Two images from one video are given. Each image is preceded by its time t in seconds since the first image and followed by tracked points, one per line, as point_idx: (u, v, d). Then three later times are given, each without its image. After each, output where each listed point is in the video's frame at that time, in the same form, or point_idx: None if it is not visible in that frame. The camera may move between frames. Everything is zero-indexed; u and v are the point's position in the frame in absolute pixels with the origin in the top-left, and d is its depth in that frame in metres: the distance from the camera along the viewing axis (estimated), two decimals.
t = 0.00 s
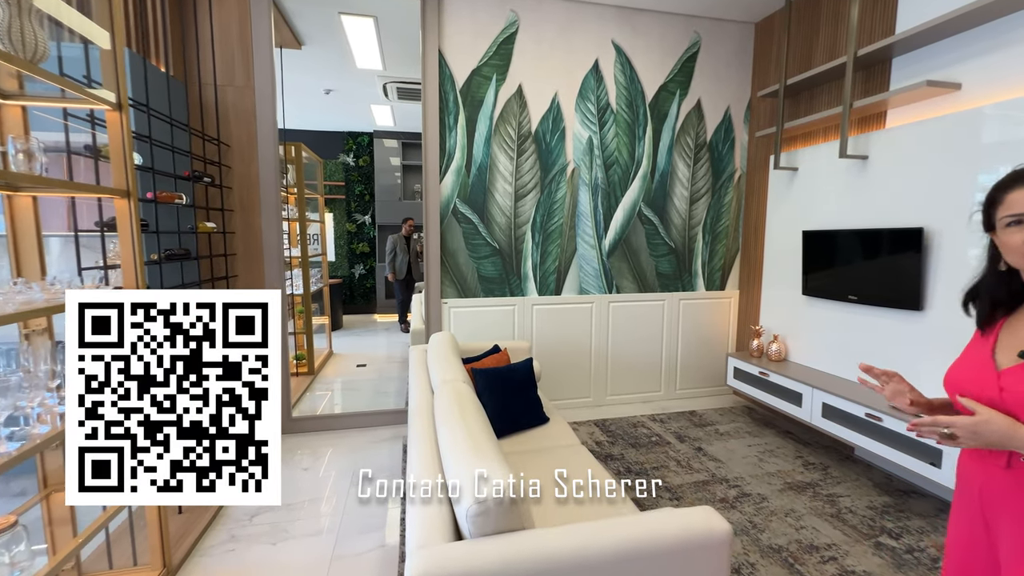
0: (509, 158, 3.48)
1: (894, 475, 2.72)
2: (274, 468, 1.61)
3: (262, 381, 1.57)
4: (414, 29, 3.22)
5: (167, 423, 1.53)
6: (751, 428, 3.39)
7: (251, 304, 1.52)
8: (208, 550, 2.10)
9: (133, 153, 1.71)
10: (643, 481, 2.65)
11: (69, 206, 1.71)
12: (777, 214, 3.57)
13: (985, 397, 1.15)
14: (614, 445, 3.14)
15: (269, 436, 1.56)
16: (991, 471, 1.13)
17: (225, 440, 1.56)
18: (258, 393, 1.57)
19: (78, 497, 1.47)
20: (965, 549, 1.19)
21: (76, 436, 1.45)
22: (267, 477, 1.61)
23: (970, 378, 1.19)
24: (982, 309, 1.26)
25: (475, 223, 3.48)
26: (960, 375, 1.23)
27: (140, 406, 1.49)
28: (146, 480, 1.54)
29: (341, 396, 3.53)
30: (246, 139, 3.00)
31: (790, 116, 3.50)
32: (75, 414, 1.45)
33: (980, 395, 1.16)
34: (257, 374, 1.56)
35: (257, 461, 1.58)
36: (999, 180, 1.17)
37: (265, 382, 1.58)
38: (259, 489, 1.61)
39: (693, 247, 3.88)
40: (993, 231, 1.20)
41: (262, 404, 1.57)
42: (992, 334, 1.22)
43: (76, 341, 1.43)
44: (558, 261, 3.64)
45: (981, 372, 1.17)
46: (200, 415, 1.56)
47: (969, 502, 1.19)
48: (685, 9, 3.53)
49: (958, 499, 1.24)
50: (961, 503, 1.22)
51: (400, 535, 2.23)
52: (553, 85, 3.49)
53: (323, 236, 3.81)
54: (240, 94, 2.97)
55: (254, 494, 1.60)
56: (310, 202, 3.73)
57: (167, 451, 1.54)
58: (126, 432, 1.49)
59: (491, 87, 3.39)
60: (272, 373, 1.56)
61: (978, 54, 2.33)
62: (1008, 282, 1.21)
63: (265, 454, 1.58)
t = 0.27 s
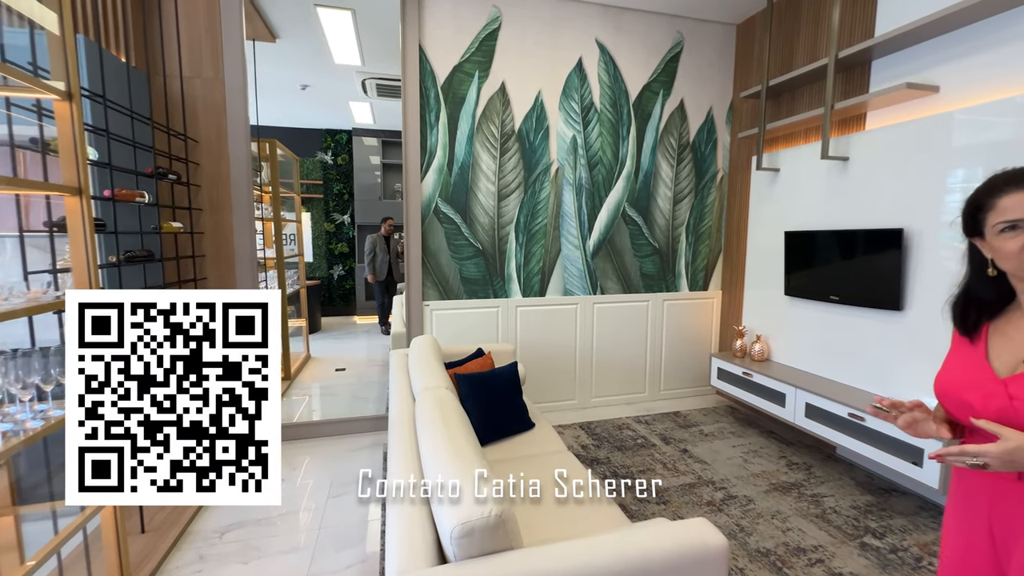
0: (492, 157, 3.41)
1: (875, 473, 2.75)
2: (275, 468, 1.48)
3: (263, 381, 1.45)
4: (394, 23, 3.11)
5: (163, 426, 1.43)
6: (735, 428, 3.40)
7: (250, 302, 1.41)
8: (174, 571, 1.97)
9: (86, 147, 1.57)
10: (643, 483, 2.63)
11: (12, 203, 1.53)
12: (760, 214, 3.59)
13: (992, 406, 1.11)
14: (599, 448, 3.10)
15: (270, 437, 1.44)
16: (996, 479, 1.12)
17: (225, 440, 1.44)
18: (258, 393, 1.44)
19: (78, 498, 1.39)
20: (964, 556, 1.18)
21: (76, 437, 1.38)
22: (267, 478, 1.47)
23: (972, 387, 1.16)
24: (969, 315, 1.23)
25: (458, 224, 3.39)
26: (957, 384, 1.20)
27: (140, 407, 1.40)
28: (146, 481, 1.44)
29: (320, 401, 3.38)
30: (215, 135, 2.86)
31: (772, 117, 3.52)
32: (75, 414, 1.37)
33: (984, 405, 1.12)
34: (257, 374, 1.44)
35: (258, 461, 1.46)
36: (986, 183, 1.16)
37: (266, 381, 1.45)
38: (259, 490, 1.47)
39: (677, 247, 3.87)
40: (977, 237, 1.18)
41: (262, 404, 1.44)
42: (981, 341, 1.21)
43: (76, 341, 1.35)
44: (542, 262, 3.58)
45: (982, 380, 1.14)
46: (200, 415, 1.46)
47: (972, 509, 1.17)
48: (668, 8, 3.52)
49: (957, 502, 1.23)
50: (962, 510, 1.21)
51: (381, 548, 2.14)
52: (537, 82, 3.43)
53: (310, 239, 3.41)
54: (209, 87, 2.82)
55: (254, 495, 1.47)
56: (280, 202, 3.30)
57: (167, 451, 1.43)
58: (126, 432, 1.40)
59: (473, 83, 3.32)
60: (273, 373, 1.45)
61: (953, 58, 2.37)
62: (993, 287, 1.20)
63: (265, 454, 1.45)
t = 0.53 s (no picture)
0: (474, 156, 3.35)
1: (851, 469, 2.81)
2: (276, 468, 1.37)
3: (263, 381, 1.35)
4: (372, 17, 3.02)
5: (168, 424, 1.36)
6: (716, 427, 3.43)
7: (250, 301, 1.31)
8: None
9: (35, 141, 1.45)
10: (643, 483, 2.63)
11: None
12: (738, 215, 3.63)
13: (960, 410, 1.07)
14: (583, 451, 3.08)
15: (270, 438, 1.33)
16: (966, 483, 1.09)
17: (225, 440, 1.35)
18: (259, 394, 1.35)
19: (81, 497, 1.38)
20: (937, 563, 1.15)
21: (77, 436, 1.36)
22: (267, 479, 1.37)
23: (941, 390, 1.12)
24: (945, 319, 1.20)
25: (438, 224, 3.33)
26: (928, 387, 1.16)
27: (140, 406, 1.34)
28: (146, 480, 1.38)
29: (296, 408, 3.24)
30: (182, 131, 2.72)
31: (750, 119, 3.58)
32: (75, 413, 1.36)
33: (951, 408, 1.09)
34: (257, 374, 1.34)
35: (258, 461, 1.36)
36: (964, 186, 1.11)
37: (266, 382, 1.36)
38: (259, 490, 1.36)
39: (658, 248, 3.89)
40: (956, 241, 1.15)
41: (263, 405, 1.34)
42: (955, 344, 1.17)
43: (76, 340, 1.33)
44: (524, 263, 3.54)
45: (951, 384, 1.11)
46: (200, 414, 1.37)
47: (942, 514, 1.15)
48: (649, 10, 3.53)
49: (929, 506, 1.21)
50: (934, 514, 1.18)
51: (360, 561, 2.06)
52: (519, 81, 3.39)
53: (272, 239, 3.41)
54: (174, 81, 2.68)
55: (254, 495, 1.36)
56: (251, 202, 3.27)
57: (167, 451, 1.37)
58: (126, 432, 1.35)
59: (454, 81, 3.25)
60: (274, 373, 1.34)
61: (925, 64, 2.44)
62: (971, 291, 1.16)
63: (266, 454, 1.35)
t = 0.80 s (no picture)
0: (457, 155, 3.31)
1: (831, 466, 2.86)
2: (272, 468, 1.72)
3: (262, 381, 1.68)
4: (351, 11, 2.94)
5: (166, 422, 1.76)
6: (700, 426, 3.45)
7: (249, 304, 1.63)
8: None
9: None
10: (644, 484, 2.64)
11: None
12: (721, 216, 3.66)
13: (927, 411, 1.06)
14: (569, 452, 3.06)
15: (266, 435, 1.66)
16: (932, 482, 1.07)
17: (226, 439, 1.69)
18: (257, 394, 1.68)
19: (83, 494, 1.76)
20: (903, 565, 1.13)
21: (78, 435, 1.71)
22: (265, 477, 1.74)
23: (910, 390, 1.10)
24: (921, 319, 1.19)
25: (421, 225, 3.27)
26: (897, 387, 1.14)
27: (141, 406, 1.74)
28: (145, 480, 1.80)
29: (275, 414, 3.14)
30: (151, 127, 2.61)
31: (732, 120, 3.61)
32: (77, 414, 1.70)
33: (920, 409, 1.07)
34: (257, 374, 1.67)
35: (258, 461, 1.70)
36: (946, 183, 1.09)
37: (263, 382, 1.69)
38: (260, 488, 1.75)
39: (642, 248, 3.90)
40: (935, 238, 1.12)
41: (260, 404, 1.68)
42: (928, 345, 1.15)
43: (78, 341, 1.69)
44: (508, 264, 3.51)
45: (920, 384, 1.09)
46: (200, 414, 1.74)
47: (908, 514, 1.12)
48: (632, 10, 3.53)
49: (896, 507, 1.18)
50: (900, 515, 1.16)
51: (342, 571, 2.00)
52: (502, 80, 3.35)
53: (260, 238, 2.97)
54: (142, 74, 2.56)
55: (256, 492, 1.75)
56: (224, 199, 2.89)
57: (168, 450, 1.77)
58: (127, 431, 1.75)
59: (436, 79, 3.20)
60: (270, 373, 1.67)
61: (900, 68, 2.50)
62: (947, 290, 1.15)
63: (263, 453, 1.68)
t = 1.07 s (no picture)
0: (442, 155, 3.27)
1: (814, 464, 2.88)
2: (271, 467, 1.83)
3: (261, 381, 1.81)
4: (334, 7, 2.88)
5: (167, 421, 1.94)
6: (687, 426, 3.46)
7: (248, 305, 1.75)
8: None
9: None
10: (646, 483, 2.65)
11: None
12: (707, 216, 3.67)
13: (901, 424, 0.99)
14: (557, 454, 3.04)
15: (267, 436, 1.77)
16: (907, 497, 1.00)
17: (226, 440, 1.82)
18: (257, 394, 1.81)
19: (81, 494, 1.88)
20: None
21: (78, 436, 1.82)
22: (264, 475, 1.86)
23: (884, 400, 1.04)
24: (895, 325, 1.11)
25: (407, 225, 3.23)
26: (873, 399, 1.07)
27: (141, 406, 1.89)
28: (145, 480, 1.96)
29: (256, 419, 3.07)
30: (126, 124, 2.53)
31: (717, 121, 3.64)
32: (78, 415, 1.81)
33: (895, 421, 1.00)
34: (257, 374, 1.80)
35: (257, 462, 1.81)
36: (920, 185, 1.03)
37: (263, 382, 1.82)
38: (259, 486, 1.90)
39: (629, 248, 3.90)
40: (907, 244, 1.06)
41: (261, 405, 1.81)
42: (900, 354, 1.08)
43: (78, 341, 1.81)
44: (495, 264, 3.48)
45: (894, 395, 1.02)
46: (200, 414, 1.92)
47: (880, 531, 1.05)
48: (618, 10, 3.53)
49: (864, 522, 1.12)
50: (868, 531, 1.09)
51: None
52: (488, 79, 3.32)
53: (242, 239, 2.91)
54: (115, 70, 2.48)
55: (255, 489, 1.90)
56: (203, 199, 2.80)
57: (167, 450, 1.95)
58: (126, 431, 1.88)
59: (421, 77, 3.16)
60: (269, 373, 1.80)
61: (882, 70, 2.53)
62: (922, 296, 1.09)
63: (263, 454, 1.79)
